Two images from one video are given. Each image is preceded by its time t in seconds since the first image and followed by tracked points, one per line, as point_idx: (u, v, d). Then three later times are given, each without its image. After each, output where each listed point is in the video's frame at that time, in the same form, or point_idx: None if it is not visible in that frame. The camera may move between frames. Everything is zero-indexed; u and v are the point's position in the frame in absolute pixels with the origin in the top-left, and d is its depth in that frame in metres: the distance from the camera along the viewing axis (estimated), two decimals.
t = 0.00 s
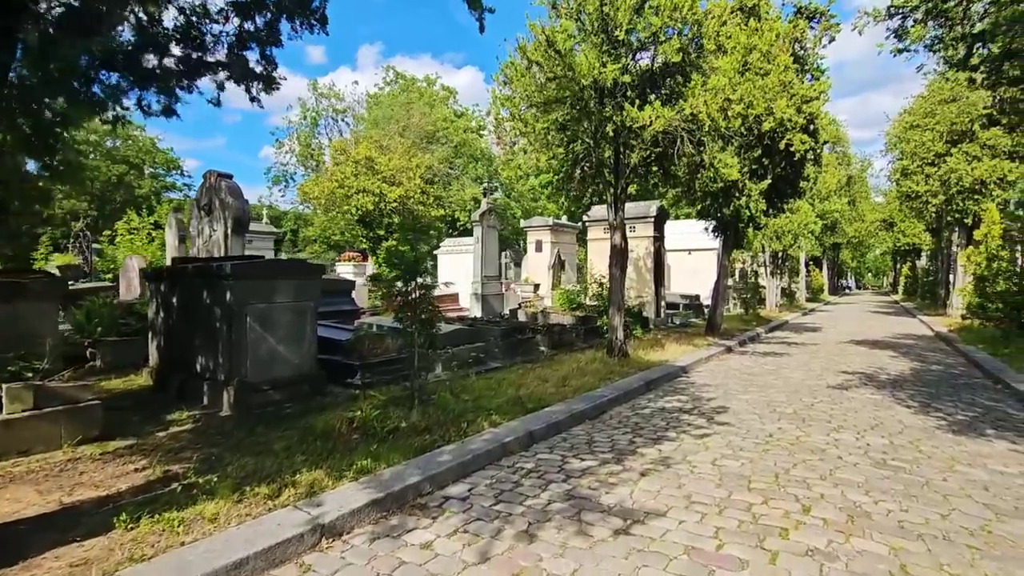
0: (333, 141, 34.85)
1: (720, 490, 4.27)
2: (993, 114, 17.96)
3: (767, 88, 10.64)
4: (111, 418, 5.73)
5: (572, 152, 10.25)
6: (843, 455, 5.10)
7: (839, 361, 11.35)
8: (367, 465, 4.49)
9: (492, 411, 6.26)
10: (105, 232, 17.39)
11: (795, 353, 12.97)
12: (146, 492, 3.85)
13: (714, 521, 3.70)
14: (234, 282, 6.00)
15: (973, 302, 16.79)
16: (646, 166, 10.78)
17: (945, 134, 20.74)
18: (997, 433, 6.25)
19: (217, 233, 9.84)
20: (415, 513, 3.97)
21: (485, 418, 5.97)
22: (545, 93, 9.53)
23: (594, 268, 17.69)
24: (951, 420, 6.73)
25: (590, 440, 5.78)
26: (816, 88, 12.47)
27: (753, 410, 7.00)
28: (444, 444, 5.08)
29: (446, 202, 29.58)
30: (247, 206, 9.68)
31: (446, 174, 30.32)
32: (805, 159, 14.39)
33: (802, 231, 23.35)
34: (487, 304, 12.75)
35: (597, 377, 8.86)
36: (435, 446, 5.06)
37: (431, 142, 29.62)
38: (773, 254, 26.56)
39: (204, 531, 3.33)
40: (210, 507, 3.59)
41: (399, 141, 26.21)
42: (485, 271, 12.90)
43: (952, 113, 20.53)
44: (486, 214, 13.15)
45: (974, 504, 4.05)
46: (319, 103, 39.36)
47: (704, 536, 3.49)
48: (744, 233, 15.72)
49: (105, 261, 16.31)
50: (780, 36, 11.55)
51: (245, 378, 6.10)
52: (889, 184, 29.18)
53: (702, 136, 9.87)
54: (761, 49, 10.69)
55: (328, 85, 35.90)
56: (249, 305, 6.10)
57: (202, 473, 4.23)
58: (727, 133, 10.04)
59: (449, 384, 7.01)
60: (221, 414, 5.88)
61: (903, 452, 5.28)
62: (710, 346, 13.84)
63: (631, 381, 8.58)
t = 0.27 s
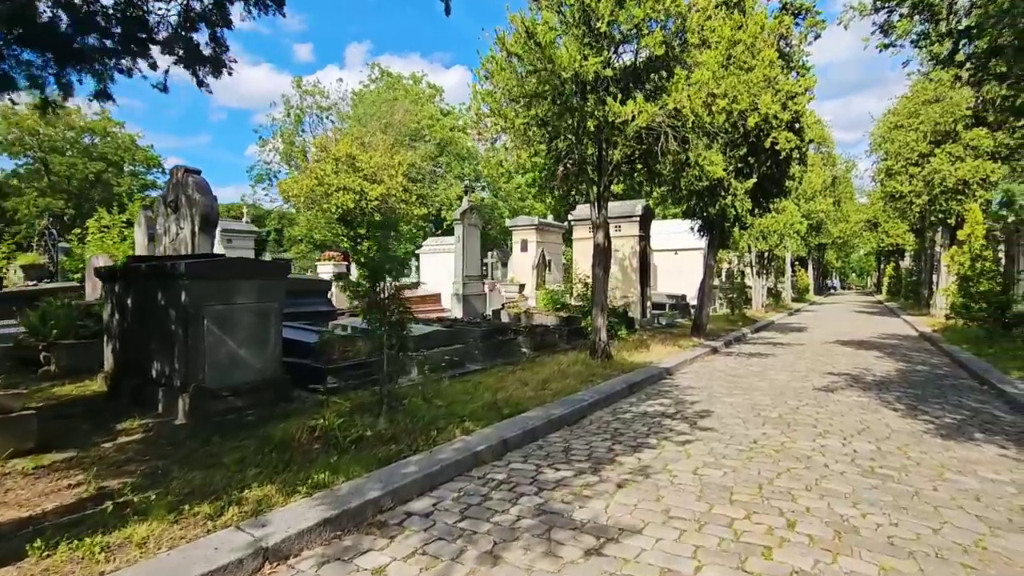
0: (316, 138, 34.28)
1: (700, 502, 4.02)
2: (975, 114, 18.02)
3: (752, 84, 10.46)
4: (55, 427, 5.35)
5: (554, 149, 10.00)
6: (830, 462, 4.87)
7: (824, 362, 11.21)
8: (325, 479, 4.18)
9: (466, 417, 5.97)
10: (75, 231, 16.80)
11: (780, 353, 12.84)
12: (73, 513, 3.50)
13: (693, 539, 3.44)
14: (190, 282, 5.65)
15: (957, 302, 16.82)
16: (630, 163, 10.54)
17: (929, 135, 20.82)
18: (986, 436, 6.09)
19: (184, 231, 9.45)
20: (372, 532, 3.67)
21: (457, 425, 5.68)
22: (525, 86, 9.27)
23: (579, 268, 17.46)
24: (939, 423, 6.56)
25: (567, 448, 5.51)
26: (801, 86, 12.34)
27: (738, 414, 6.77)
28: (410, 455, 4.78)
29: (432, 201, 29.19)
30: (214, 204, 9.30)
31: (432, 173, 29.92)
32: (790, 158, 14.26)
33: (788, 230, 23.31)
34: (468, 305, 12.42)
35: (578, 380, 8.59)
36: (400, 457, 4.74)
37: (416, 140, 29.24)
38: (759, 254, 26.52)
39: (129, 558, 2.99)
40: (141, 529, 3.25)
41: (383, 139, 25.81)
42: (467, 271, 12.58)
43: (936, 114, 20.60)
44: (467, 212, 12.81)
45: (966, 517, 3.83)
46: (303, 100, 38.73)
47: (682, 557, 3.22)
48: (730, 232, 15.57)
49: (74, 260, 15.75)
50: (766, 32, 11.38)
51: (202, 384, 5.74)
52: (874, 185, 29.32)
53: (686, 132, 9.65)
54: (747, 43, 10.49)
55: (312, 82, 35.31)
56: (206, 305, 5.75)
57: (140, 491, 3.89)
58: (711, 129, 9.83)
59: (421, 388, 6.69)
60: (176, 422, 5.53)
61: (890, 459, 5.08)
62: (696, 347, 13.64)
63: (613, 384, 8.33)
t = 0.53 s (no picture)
0: (299, 136, 33.68)
1: (680, 522, 3.73)
2: (960, 114, 18.00)
3: (737, 80, 10.24)
4: None
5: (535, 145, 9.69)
6: (817, 474, 4.60)
7: (811, 363, 11.03)
8: (273, 500, 3.83)
9: (436, 427, 5.64)
10: (42, 229, 16.17)
11: (766, 355, 12.65)
12: None
13: (670, 566, 3.14)
14: (137, 284, 5.27)
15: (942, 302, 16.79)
16: (614, 161, 10.27)
17: (914, 135, 20.81)
18: (976, 443, 5.88)
19: (147, 229, 9.01)
20: (321, 560, 3.33)
21: (426, 436, 5.34)
22: (505, 80, 8.94)
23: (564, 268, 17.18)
24: (928, 429, 6.36)
25: (542, 460, 5.20)
26: (787, 83, 12.16)
27: (722, 421, 6.50)
28: (371, 470, 4.44)
29: (417, 199, 28.75)
30: (176, 201, 8.83)
31: (416, 171, 29.48)
32: (776, 156, 14.07)
33: (774, 230, 23.21)
34: (449, 306, 12.07)
35: (559, 385, 8.30)
36: (360, 473, 4.41)
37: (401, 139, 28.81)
38: (746, 254, 26.42)
39: None
40: (52, 564, 2.89)
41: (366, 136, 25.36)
42: (447, 271, 12.23)
43: (921, 114, 20.60)
44: (448, 211, 12.44)
45: (961, 535, 3.58)
46: (287, 97, 38.07)
47: None
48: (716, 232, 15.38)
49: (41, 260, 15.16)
50: (752, 27, 11.16)
51: (152, 392, 5.35)
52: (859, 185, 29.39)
53: (670, 128, 9.39)
54: (732, 38, 10.25)
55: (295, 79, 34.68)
56: (155, 308, 5.37)
57: (64, 515, 3.51)
58: (695, 125, 9.57)
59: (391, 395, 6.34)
60: (122, 434, 5.14)
61: (880, 469, 4.83)
62: (682, 349, 13.41)
63: (594, 389, 8.04)
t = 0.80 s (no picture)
0: (283, 134, 33.13)
1: (654, 541, 3.45)
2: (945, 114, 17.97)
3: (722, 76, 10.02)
4: None
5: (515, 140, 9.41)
6: (801, 485, 4.35)
7: (797, 365, 10.84)
8: (211, 521, 3.50)
9: (403, 436, 5.32)
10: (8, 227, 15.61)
11: (752, 356, 12.46)
12: None
13: None
14: (77, 285, 4.90)
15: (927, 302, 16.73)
16: (596, 158, 10.01)
17: (899, 134, 20.78)
18: (965, 449, 5.67)
19: (108, 227, 8.61)
20: None
21: (390, 446, 5.03)
22: (483, 72, 8.64)
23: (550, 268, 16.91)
24: (916, 434, 6.14)
25: (514, 471, 4.90)
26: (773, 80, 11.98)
27: (704, 427, 6.25)
28: (326, 485, 4.12)
29: (402, 199, 28.36)
30: (138, 198, 8.43)
31: (402, 170, 29.08)
32: (762, 155, 13.89)
33: (761, 230, 23.11)
34: (429, 307, 11.74)
35: (538, 389, 8.00)
36: (313, 489, 4.08)
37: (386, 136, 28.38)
38: (733, 254, 26.34)
39: None
40: None
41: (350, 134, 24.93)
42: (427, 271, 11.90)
43: (906, 114, 20.58)
44: (428, 209, 12.10)
45: (954, 553, 3.33)
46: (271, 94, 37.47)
47: None
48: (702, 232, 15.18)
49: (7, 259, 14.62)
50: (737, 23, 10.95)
51: (95, 399, 4.98)
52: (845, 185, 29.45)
53: (653, 124, 9.14)
54: (718, 32, 10.02)
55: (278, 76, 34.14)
56: (98, 310, 5.00)
57: None
58: (679, 121, 9.33)
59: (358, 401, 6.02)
60: (61, 446, 4.77)
61: (867, 479, 4.60)
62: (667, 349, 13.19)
63: (573, 394, 7.75)
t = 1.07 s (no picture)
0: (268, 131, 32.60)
1: (624, 561, 3.19)
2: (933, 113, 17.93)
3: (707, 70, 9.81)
4: None
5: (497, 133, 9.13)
6: (784, 496, 4.11)
7: (783, 366, 10.65)
8: (142, 543, 3.18)
9: (368, 444, 5.03)
10: None
11: (739, 356, 12.28)
12: None
13: None
14: (15, 283, 4.54)
15: (914, 302, 16.66)
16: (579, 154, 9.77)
17: (886, 134, 20.75)
18: (954, 453, 5.47)
19: (67, 224, 8.22)
20: None
21: (352, 456, 4.72)
22: (461, 64, 8.37)
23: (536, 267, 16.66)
24: (903, 438, 5.94)
25: (483, 481, 4.61)
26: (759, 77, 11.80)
27: (686, 431, 6.00)
28: (276, 500, 3.81)
29: (389, 197, 28.00)
30: (100, 194, 8.05)
31: (388, 168, 28.69)
32: (750, 152, 13.72)
33: (749, 229, 23.02)
34: (409, 307, 11.44)
35: (517, 392, 7.73)
36: (262, 503, 3.78)
37: (372, 134, 27.96)
38: (722, 254, 26.24)
39: None
40: None
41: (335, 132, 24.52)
42: (407, 270, 11.59)
43: (893, 113, 20.55)
44: (408, 206, 11.78)
45: (945, 572, 3.10)
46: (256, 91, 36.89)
47: None
48: (689, 231, 14.99)
49: None
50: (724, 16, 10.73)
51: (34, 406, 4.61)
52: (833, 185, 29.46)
53: (636, 118, 8.91)
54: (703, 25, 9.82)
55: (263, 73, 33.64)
56: (38, 310, 4.63)
57: None
58: (663, 116, 9.10)
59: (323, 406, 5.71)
60: None
61: (853, 488, 4.37)
62: (653, 350, 12.97)
63: (553, 397, 7.49)
